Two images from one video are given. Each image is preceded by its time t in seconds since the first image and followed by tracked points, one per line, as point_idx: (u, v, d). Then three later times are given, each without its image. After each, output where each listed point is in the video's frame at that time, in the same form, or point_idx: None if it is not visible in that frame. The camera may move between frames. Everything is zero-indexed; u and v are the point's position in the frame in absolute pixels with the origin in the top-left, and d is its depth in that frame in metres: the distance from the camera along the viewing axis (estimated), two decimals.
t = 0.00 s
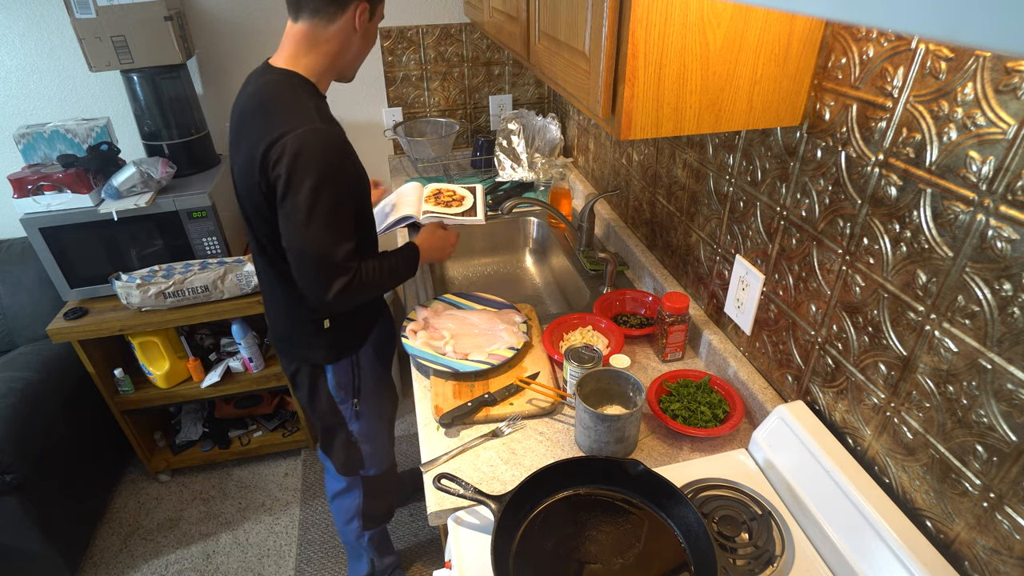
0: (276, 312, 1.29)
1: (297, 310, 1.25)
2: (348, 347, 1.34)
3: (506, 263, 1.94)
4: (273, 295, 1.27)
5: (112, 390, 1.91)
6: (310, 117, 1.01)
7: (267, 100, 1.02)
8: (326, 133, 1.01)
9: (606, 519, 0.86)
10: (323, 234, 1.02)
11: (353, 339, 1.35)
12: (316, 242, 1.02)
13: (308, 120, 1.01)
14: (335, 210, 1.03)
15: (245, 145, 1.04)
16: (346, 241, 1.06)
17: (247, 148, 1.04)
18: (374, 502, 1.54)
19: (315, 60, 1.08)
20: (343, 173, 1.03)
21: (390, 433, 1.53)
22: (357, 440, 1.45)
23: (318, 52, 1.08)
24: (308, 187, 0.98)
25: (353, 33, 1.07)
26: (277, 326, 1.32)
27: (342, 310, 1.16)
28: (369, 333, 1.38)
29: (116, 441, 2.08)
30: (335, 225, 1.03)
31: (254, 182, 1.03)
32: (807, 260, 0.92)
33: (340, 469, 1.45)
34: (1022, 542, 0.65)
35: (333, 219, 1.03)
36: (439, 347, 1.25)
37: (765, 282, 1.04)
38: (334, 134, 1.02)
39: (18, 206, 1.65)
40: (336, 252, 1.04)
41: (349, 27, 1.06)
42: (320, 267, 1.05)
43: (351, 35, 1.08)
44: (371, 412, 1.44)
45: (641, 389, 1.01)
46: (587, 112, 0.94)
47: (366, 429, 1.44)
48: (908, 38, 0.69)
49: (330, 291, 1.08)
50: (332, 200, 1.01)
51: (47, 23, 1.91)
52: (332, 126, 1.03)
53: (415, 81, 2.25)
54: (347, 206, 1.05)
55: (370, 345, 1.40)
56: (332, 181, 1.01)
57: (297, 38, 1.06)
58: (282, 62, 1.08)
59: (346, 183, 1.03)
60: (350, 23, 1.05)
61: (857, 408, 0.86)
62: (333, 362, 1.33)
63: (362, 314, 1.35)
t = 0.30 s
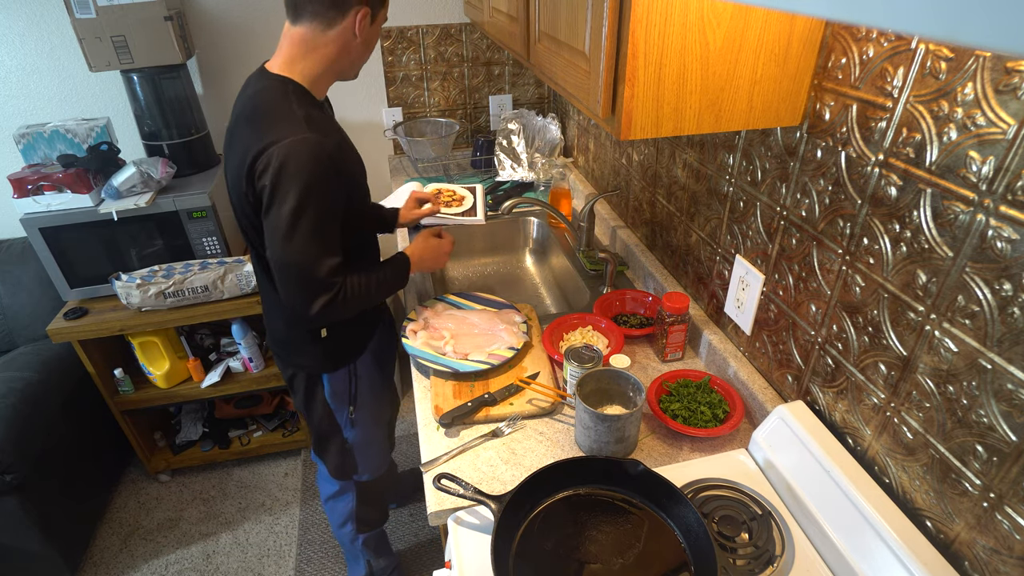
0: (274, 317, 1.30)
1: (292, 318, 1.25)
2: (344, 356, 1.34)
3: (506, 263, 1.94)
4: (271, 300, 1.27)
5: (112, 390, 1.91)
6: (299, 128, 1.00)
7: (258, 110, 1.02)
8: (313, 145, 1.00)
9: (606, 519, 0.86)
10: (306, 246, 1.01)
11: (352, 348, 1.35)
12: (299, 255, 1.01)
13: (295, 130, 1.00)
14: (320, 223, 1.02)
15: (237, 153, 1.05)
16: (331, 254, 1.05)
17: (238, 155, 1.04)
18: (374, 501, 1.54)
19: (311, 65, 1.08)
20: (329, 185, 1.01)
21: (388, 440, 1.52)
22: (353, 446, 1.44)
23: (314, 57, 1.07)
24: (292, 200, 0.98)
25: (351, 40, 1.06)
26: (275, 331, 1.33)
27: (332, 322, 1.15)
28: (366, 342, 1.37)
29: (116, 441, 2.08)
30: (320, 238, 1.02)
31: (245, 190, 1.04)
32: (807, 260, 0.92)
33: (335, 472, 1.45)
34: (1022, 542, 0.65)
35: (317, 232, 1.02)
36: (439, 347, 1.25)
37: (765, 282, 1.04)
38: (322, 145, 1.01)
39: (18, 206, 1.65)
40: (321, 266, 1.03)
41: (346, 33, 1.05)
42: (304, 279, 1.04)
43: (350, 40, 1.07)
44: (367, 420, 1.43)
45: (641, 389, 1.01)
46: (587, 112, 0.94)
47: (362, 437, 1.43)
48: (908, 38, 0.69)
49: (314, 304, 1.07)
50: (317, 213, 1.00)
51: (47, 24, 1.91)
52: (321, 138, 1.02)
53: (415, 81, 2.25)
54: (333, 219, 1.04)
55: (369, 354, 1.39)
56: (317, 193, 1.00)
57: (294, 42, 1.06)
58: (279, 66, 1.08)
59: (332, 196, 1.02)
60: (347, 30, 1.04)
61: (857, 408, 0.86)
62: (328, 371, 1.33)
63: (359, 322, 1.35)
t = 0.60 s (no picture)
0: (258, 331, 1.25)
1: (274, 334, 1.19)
2: (334, 372, 1.28)
3: (506, 263, 1.94)
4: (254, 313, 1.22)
5: (112, 390, 1.91)
6: (272, 132, 0.94)
7: (236, 113, 0.97)
8: (286, 151, 0.93)
9: (606, 519, 0.86)
10: (279, 258, 0.95)
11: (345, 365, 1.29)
12: (273, 267, 0.96)
13: (268, 136, 0.93)
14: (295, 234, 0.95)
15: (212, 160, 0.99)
16: (309, 265, 0.99)
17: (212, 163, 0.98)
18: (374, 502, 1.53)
19: (290, 65, 0.99)
20: (303, 193, 0.95)
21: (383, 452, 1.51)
22: (346, 462, 1.42)
23: (293, 57, 0.98)
24: (262, 210, 0.92)
25: (330, 37, 0.95)
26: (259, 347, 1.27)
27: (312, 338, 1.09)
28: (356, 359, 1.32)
29: (115, 441, 2.08)
30: (295, 249, 0.96)
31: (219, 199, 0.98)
32: (807, 260, 0.92)
33: (329, 484, 1.44)
34: (1022, 542, 0.65)
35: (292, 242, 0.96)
36: (439, 347, 1.25)
37: (765, 283, 1.04)
38: (296, 150, 0.94)
39: (18, 206, 1.65)
40: (297, 278, 0.97)
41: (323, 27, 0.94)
42: (280, 293, 0.98)
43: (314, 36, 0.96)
44: (360, 437, 1.41)
45: (641, 389, 1.01)
46: (587, 112, 0.94)
47: (355, 453, 1.41)
48: (908, 38, 0.69)
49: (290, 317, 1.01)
50: (290, 223, 0.94)
51: (47, 24, 1.91)
52: (296, 142, 0.96)
53: (415, 81, 2.25)
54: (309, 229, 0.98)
55: (363, 371, 1.35)
56: (290, 202, 0.93)
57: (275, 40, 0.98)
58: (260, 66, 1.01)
59: (307, 205, 0.96)
60: (322, 22, 0.94)
61: (857, 408, 0.86)
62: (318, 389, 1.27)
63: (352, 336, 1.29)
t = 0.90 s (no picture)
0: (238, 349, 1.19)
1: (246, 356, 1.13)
2: (301, 405, 1.22)
3: (506, 263, 1.94)
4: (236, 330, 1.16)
5: (112, 390, 1.91)
6: (270, 149, 0.88)
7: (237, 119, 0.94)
8: (276, 171, 0.86)
9: (605, 519, 0.86)
10: (241, 278, 0.87)
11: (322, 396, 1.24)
12: (234, 286, 0.88)
13: (264, 152, 0.87)
14: (263, 257, 0.87)
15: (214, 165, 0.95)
16: (272, 293, 0.91)
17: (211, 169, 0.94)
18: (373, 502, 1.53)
19: (308, 85, 0.95)
20: (283, 217, 0.87)
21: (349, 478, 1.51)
22: (314, 492, 1.39)
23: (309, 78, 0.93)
24: (234, 223, 0.85)
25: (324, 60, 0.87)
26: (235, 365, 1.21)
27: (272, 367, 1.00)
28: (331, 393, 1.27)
29: (115, 441, 2.08)
30: (260, 273, 0.88)
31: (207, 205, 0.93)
32: (807, 260, 0.92)
33: (300, 510, 1.41)
34: (1022, 542, 0.65)
35: (258, 266, 0.87)
36: (439, 347, 1.25)
37: (765, 282, 1.03)
38: (287, 173, 0.87)
39: (18, 206, 1.65)
40: (255, 303, 0.89)
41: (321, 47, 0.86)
42: (238, 316, 0.90)
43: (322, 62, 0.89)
44: (327, 469, 1.38)
45: (641, 389, 1.01)
46: (587, 112, 0.94)
47: (323, 484, 1.39)
48: (908, 38, 0.69)
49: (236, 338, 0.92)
50: (261, 245, 0.86)
51: (47, 24, 1.91)
52: (291, 164, 0.89)
53: (416, 81, 2.25)
54: (281, 256, 0.89)
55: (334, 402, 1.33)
56: (265, 224, 0.86)
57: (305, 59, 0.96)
58: (286, 80, 0.98)
59: (284, 231, 0.88)
60: (321, 45, 0.86)
61: (857, 408, 0.86)
62: (280, 419, 1.21)
63: (330, 370, 1.23)
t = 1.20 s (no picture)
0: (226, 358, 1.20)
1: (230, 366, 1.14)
2: (279, 417, 1.22)
3: (506, 263, 1.94)
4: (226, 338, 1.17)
5: (112, 390, 1.91)
6: (279, 163, 0.88)
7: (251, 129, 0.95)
8: (281, 186, 0.86)
9: (605, 519, 0.86)
10: (233, 288, 0.87)
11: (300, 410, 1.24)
12: (226, 295, 0.88)
13: (272, 165, 0.87)
14: (256, 271, 0.87)
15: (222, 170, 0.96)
16: (262, 307, 0.90)
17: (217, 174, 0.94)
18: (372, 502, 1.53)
19: (335, 109, 0.96)
20: (283, 233, 0.87)
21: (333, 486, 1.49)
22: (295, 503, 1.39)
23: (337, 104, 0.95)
24: (233, 232, 0.85)
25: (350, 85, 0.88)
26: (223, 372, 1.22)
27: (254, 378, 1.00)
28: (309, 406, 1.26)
29: (115, 441, 2.08)
30: (253, 286, 0.88)
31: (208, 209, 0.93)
32: (807, 260, 0.92)
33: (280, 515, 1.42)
34: (1022, 542, 0.65)
35: (250, 279, 0.87)
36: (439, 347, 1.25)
37: (765, 282, 1.04)
38: (291, 190, 0.87)
39: (18, 206, 1.65)
40: (244, 314, 0.89)
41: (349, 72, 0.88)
42: (225, 325, 0.90)
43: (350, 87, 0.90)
44: (306, 481, 1.37)
45: (641, 389, 1.01)
46: (587, 111, 0.94)
47: (305, 494, 1.39)
48: (908, 38, 0.69)
49: (220, 346, 0.92)
50: (256, 257, 0.86)
51: (47, 24, 1.91)
52: (298, 181, 0.89)
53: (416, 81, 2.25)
54: (276, 271, 0.89)
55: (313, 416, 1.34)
56: (262, 237, 0.85)
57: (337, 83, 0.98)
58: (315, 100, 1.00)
59: (281, 246, 0.88)
60: (349, 70, 0.88)
61: (857, 408, 0.86)
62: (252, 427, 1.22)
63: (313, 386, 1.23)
